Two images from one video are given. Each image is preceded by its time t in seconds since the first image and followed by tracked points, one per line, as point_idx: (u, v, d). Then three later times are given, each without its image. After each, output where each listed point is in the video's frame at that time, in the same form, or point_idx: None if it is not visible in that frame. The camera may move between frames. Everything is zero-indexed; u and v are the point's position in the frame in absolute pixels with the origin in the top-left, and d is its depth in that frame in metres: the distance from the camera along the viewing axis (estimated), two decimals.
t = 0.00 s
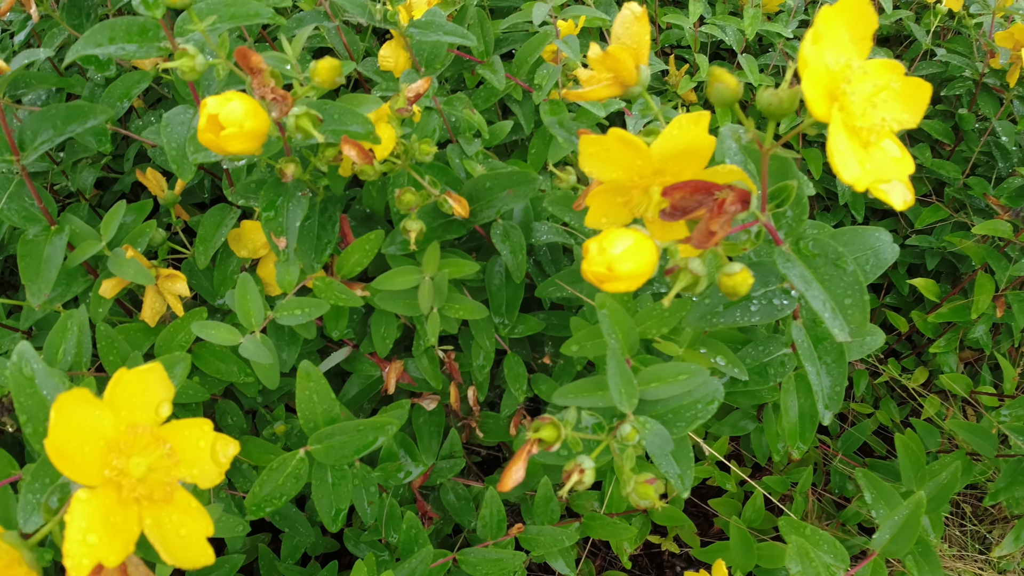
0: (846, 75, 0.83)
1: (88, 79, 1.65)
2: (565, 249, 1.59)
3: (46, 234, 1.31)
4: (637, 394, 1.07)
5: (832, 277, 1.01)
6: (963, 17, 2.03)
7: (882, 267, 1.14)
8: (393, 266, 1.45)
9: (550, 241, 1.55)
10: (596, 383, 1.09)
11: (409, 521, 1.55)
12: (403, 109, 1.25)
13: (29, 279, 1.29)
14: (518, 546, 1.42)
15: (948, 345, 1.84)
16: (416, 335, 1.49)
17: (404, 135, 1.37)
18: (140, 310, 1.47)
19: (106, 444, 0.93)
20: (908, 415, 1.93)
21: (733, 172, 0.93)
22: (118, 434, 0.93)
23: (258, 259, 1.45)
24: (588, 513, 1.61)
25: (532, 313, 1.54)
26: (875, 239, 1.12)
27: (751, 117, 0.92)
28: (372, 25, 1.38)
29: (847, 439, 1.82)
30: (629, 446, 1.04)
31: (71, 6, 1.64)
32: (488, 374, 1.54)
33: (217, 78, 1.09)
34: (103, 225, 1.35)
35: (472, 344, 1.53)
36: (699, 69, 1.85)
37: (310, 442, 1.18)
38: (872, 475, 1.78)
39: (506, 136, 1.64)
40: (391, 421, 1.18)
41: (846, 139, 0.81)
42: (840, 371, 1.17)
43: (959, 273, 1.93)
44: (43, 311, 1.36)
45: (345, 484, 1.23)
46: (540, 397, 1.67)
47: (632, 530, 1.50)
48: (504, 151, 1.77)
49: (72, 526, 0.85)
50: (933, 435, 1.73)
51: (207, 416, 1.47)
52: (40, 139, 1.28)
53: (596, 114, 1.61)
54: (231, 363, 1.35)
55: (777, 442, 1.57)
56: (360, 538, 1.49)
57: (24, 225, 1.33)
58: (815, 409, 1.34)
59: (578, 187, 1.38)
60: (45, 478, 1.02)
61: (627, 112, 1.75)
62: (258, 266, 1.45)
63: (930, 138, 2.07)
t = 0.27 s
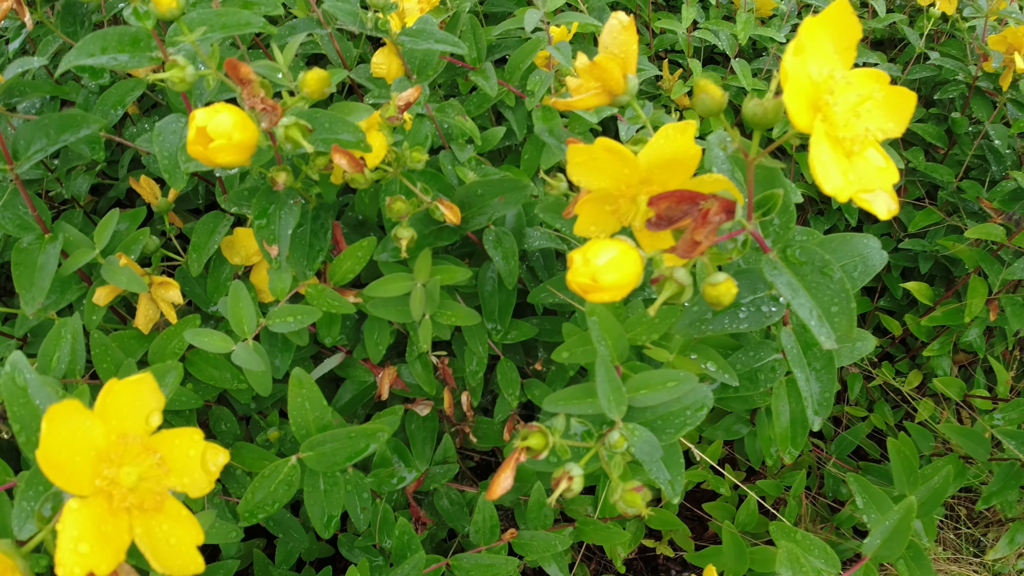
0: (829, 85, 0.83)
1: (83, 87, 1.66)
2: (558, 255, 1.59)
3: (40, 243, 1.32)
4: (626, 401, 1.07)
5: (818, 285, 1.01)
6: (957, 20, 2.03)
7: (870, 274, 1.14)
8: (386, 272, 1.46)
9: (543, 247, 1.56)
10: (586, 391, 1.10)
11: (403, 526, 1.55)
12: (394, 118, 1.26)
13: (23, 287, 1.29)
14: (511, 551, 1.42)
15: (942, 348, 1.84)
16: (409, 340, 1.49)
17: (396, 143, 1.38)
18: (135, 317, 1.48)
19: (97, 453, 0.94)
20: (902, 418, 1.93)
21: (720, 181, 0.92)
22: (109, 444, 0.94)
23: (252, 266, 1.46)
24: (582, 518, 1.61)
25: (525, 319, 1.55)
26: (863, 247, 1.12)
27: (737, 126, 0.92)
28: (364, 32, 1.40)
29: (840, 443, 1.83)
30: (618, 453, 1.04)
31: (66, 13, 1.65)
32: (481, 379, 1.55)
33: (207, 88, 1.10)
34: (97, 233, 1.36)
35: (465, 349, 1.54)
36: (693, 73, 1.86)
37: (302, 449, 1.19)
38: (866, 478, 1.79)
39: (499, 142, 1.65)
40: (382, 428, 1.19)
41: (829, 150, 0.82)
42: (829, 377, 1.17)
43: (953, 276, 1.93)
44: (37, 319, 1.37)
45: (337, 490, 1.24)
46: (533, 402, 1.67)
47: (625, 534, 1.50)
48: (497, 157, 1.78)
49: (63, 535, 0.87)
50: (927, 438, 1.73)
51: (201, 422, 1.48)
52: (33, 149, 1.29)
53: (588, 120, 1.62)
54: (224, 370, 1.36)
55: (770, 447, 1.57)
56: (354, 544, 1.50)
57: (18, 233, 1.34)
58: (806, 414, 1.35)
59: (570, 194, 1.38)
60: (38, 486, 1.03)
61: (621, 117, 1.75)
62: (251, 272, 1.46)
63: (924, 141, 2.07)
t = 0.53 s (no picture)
0: (815, 94, 0.84)
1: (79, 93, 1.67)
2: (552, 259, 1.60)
3: (36, 250, 1.33)
4: (618, 406, 1.08)
5: (808, 290, 1.02)
6: (951, 22, 2.03)
7: (860, 278, 1.15)
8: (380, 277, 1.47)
9: (537, 251, 1.57)
10: (578, 395, 1.10)
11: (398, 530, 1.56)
12: (388, 124, 1.27)
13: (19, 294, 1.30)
14: (506, 554, 1.43)
15: (936, 350, 1.85)
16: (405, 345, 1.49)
17: (389, 149, 1.38)
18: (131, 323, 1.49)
19: (91, 461, 0.94)
20: (898, 420, 1.94)
21: (709, 188, 0.95)
22: (104, 451, 0.94)
23: (247, 272, 1.46)
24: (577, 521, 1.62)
25: (520, 323, 1.56)
26: (854, 251, 1.13)
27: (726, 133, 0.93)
28: (358, 40, 1.39)
29: (835, 445, 1.83)
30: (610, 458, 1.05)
31: (61, 20, 1.66)
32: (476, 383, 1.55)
33: (201, 96, 1.11)
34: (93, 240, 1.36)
35: (460, 353, 1.54)
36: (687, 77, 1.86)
37: (296, 454, 1.19)
38: (861, 480, 1.79)
39: (493, 147, 1.66)
40: (376, 433, 1.20)
41: (815, 158, 0.82)
42: (820, 381, 1.18)
43: (947, 278, 1.94)
44: (33, 325, 1.38)
45: (332, 494, 1.24)
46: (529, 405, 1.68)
47: (621, 537, 1.51)
48: (492, 161, 1.79)
49: (59, 541, 0.88)
50: (922, 440, 1.74)
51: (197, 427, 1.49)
52: (29, 156, 1.30)
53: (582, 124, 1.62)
54: (219, 376, 1.37)
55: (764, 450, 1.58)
56: (350, 548, 1.51)
57: (14, 240, 1.34)
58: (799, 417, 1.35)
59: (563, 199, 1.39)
60: (35, 492, 1.03)
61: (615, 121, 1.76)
62: (246, 278, 1.46)
63: (918, 144, 2.08)
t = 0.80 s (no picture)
0: (804, 93, 0.85)
1: (75, 98, 1.67)
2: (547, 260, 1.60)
3: (33, 254, 1.33)
4: (613, 405, 1.08)
5: (801, 289, 1.02)
6: (945, 21, 2.04)
7: (853, 276, 1.15)
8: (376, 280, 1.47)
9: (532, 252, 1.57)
10: (573, 395, 1.11)
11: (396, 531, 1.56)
12: (382, 127, 1.27)
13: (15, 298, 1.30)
14: (503, 555, 1.43)
15: (932, 348, 1.85)
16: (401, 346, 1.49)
17: (384, 151, 1.39)
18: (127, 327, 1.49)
19: (87, 463, 0.94)
20: (894, 418, 1.94)
21: (700, 188, 0.96)
22: (100, 453, 0.95)
23: (243, 275, 1.47)
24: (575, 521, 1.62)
25: (515, 324, 1.56)
26: (847, 250, 1.13)
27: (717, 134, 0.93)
28: (352, 42, 1.41)
29: (832, 444, 1.83)
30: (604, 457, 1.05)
31: (57, 25, 1.66)
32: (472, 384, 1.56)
33: (195, 99, 1.11)
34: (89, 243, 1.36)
35: (456, 354, 1.55)
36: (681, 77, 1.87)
37: (292, 456, 1.20)
38: (857, 478, 1.80)
39: (488, 148, 1.66)
40: (372, 434, 1.20)
41: (804, 157, 0.83)
42: (814, 380, 1.18)
43: (942, 277, 1.95)
44: (30, 329, 1.38)
45: (329, 496, 1.25)
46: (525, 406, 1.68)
47: (618, 537, 1.51)
48: (487, 163, 1.79)
49: (55, 543, 0.88)
50: (918, 439, 1.74)
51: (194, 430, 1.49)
52: (25, 160, 1.30)
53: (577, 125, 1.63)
54: (216, 378, 1.37)
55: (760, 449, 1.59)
56: (348, 549, 1.51)
57: (11, 244, 1.35)
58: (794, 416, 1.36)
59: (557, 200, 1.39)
60: (32, 494, 1.04)
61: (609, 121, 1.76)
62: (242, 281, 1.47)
63: (912, 143, 2.09)
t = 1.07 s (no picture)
0: (788, 93, 0.85)
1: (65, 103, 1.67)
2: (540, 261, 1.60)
3: (23, 260, 1.33)
4: (603, 406, 1.08)
5: (789, 288, 1.02)
6: (936, 19, 2.04)
7: (843, 274, 1.15)
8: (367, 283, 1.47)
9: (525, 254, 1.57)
10: (564, 397, 1.11)
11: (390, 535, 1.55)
12: (371, 130, 1.27)
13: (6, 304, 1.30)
14: (497, 558, 1.42)
15: (925, 346, 1.85)
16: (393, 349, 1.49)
17: (374, 154, 1.39)
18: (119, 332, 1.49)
19: (75, 468, 0.94)
20: (889, 416, 1.94)
21: (687, 189, 0.96)
22: (88, 459, 0.95)
23: (234, 279, 1.47)
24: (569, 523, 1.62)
25: (508, 326, 1.56)
26: (836, 249, 1.14)
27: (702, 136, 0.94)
28: (341, 46, 1.39)
29: (826, 443, 1.84)
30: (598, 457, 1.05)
31: (48, 30, 1.66)
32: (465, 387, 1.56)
33: (182, 104, 1.11)
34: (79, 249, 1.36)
35: (449, 357, 1.54)
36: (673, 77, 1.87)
37: (283, 460, 1.20)
38: (852, 476, 1.80)
39: (479, 150, 1.66)
40: (363, 437, 1.20)
41: (789, 157, 0.83)
42: (806, 379, 1.18)
43: (936, 275, 1.95)
44: (21, 335, 1.38)
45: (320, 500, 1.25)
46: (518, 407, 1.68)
47: (612, 539, 1.51)
48: (479, 165, 1.79)
49: (43, 549, 0.88)
50: (913, 437, 1.74)
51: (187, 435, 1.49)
52: (15, 167, 1.29)
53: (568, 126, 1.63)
54: (207, 383, 1.37)
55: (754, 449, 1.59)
56: (342, 553, 1.50)
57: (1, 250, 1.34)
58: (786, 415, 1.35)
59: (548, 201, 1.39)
60: (24, 500, 1.04)
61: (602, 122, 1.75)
62: (233, 286, 1.47)
63: (905, 141, 2.09)
